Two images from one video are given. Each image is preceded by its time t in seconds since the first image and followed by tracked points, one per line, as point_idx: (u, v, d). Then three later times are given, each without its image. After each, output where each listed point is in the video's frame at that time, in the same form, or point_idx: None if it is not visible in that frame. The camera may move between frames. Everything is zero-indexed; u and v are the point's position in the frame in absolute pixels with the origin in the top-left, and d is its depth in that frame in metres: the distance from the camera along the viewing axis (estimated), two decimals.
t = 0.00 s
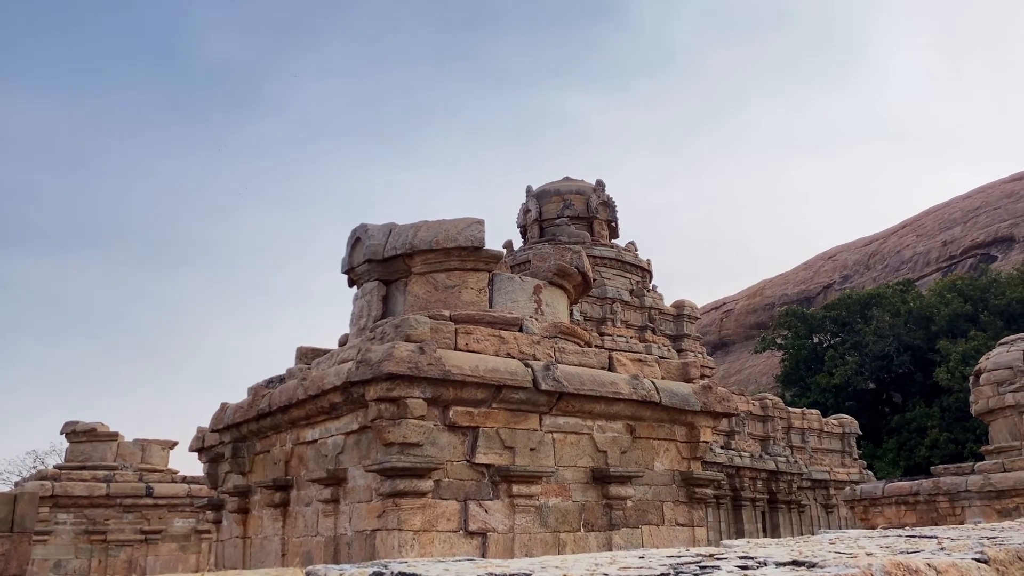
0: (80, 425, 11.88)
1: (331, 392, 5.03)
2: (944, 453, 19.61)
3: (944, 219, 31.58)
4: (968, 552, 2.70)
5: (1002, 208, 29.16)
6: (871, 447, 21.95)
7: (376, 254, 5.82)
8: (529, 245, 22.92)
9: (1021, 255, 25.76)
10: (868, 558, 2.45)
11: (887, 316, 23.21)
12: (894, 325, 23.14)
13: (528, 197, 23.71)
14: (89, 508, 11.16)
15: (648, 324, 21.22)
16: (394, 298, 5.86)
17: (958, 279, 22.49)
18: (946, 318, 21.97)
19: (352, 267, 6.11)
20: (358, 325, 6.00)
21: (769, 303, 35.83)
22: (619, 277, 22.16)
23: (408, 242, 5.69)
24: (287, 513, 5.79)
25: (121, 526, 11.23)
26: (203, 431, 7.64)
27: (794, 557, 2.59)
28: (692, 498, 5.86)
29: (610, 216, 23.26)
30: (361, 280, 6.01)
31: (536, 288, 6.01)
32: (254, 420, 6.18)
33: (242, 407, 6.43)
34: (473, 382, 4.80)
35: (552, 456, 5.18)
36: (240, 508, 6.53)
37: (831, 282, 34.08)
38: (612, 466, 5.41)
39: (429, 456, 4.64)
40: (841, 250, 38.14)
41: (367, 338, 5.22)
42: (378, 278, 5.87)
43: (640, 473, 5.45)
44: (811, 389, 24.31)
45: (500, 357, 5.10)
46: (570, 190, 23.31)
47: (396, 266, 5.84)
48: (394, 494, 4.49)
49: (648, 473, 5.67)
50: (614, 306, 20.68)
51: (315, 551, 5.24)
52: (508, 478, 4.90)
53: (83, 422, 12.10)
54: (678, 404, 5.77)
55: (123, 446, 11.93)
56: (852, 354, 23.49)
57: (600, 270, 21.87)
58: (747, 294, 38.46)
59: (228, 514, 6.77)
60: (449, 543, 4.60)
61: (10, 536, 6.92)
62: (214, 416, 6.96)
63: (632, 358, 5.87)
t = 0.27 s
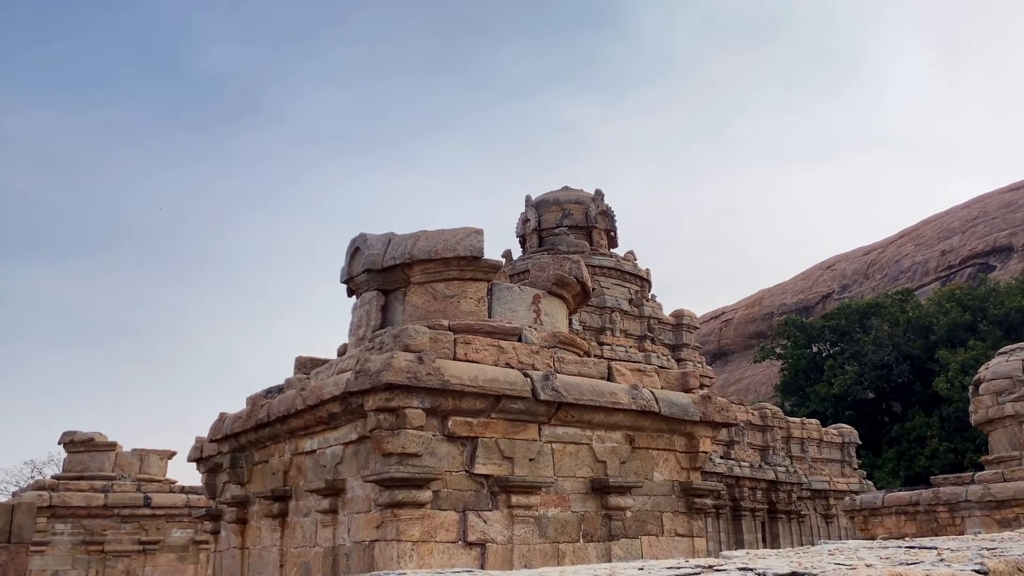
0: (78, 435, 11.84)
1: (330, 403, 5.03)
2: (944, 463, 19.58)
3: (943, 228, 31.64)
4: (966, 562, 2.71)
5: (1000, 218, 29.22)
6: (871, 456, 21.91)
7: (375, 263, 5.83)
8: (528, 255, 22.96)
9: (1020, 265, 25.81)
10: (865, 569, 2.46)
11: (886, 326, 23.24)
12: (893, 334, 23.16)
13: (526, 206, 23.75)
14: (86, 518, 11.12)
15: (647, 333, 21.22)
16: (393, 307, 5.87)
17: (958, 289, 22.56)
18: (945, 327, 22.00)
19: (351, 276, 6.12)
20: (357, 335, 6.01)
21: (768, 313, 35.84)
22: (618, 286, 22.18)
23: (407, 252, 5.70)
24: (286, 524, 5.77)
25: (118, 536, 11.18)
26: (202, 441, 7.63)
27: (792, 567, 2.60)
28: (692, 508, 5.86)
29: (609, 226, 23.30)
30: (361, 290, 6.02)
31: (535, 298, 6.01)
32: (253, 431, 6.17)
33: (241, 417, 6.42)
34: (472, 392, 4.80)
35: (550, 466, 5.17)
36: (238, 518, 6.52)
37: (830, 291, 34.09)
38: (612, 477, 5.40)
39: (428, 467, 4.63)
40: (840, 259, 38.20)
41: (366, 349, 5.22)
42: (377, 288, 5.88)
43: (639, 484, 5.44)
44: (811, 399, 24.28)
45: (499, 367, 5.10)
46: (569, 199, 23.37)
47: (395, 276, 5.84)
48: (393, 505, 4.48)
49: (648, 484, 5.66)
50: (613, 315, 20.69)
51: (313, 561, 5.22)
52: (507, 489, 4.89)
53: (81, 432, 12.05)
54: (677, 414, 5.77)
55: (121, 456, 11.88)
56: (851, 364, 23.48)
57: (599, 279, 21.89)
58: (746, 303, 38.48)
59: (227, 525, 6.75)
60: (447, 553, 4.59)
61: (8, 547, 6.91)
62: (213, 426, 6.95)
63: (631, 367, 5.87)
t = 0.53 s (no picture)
0: (76, 445, 11.80)
1: (328, 413, 5.02)
2: (944, 473, 19.55)
3: (941, 238, 31.71)
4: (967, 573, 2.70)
5: (999, 228, 29.26)
6: (870, 466, 21.87)
7: (374, 273, 5.83)
8: (527, 264, 22.96)
9: (1019, 274, 25.85)
10: None
11: (886, 335, 23.25)
12: (893, 344, 23.16)
13: (525, 216, 23.78)
14: (84, 528, 11.08)
15: (646, 342, 21.20)
16: (393, 317, 5.86)
17: (957, 298, 22.58)
18: (944, 336, 22.01)
19: (351, 286, 6.12)
20: (356, 345, 6.00)
21: (767, 322, 35.84)
22: (617, 295, 22.17)
23: (406, 261, 5.70)
24: (284, 534, 5.75)
25: (116, 547, 11.14)
26: (200, 451, 7.61)
27: None
28: (692, 518, 5.84)
29: (608, 235, 23.32)
30: (360, 300, 6.02)
31: (534, 308, 6.01)
32: (251, 440, 6.16)
33: (240, 427, 6.41)
34: (471, 402, 4.79)
35: (550, 477, 5.16)
36: (237, 528, 6.50)
37: (830, 301, 34.11)
38: (611, 487, 5.39)
39: (427, 477, 4.62)
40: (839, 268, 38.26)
41: (365, 358, 5.22)
42: (376, 298, 5.87)
43: (638, 494, 5.43)
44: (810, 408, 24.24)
45: (498, 377, 5.09)
46: (568, 209, 23.40)
47: (394, 286, 5.84)
48: (392, 515, 4.47)
49: (647, 494, 5.64)
50: (612, 324, 20.67)
51: (311, 572, 5.20)
52: (506, 499, 4.87)
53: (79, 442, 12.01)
54: (677, 424, 5.76)
55: (119, 466, 11.84)
56: (851, 373, 23.46)
57: (598, 288, 21.89)
58: (745, 312, 38.50)
59: (225, 535, 6.73)
60: (446, 564, 4.57)
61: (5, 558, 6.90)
62: (211, 436, 6.94)
63: (630, 377, 5.87)
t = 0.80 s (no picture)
0: (75, 455, 11.78)
1: (327, 423, 5.01)
2: (944, 482, 19.51)
3: (940, 247, 31.76)
4: None
5: (997, 237, 29.29)
6: (870, 475, 21.82)
7: (373, 283, 5.83)
8: (526, 273, 22.99)
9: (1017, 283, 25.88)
10: None
11: (885, 345, 23.26)
12: (892, 353, 23.16)
13: (524, 225, 23.81)
14: (82, 539, 11.04)
15: (645, 351, 21.19)
16: (392, 327, 5.86)
17: (956, 307, 22.60)
18: (944, 345, 22.01)
19: (349, 296, 6.12)
20: (355, 354, 6.00)
21: (766, 331, 35.86)
22: (616, 304, 22.18)
23: (405, 271, 5.70)
24: (283, 544, 5.73)
25: (114, 557, 11.11)
26: (199, 461, 7.59)
27: None
28: (691, 528, 5.83)
29: (607, 244, 23.35)
30: (359, 309, 6.02)
31: (534, 317, 6.01)
32: (250, 450, 6.14)
33: (238, 437, 6.39)
34: (470, 412, 4.79)
35: (549, 487, 5.15)
36: (235, 539, 6.48)
37: (829, 309, 34.13)
38: (611, 497, 5.38)
39: (426, 487, 4.61)
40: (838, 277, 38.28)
41: (364, 368, 5.21)
42: (375, 307, 5.88)
43: (638, 504, 5.42)
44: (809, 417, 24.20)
45: (497, 386, 5.09)
46: (567, 218, 23.44)
47: (393, 295, 5.84)
48: (391, 525, 4.46)
49: (646, 504, 5.63)
50: (611, 333, 20.67)
51: None
52: (505, 509, 4.86)
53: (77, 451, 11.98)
54: (676, 433, 5.76)
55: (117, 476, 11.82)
56: (850, 382, 23.43)
57: (597, 298, 21.89)
58: (744, 322, 38.51)
59: (223, 545, 6.71)
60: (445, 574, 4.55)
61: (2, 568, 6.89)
62: (210, 445, 6.93)
63: (629, 387, 5.86)
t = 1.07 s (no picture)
0: (73, 465, 11.75)
1: (326, 432, 5.01)
2: (944, 491, 19.47)
3: (939, 256, 31.81)
4: None
5: (996, 246, 29.33)
6: (870, 485, 21.78)
7: (372, 292, 5.83)
8: (525, 282, 23.01)
9: (1016, 293, 25.91)
10: None
11: (884, 354, 23.27)
12: (891, 362, 23.16)
13: (523, 234, 23.86)
14: (79, 549, 10.99)
15: (644, 361, 21.17)
16: (391, 336, 5.86)
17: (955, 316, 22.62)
18: (943, 355, 22.02)
19: (348, 305, 6.12)
20: (354, 363, 5.99)
21: (765, 340, 35.86)
22: (616, 313, 22.17)
23: (405, 280, 5.71)
24: (281, 554, 5.71)
25: (112, 567, 11.06)
26: (197, 470, 7.57)
27: None
28: (690, 538, 5.82)
29: (606, 253, 23.39)
30: (358, 318, 6.02)
31: (533, 326, 6.01)
32: (248, 460, 6.13)
33: (237, 446, 6.38)
34: (469, 422, 4.78)
35: (548, 497, 5.14)
36: (233, 549, 6.46)
37: (828, 318, 34.15)
38: (610, 507, 5.37)
39: (425, 497, 4.60)
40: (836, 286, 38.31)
41: (363, 378, 5.20)
42: (374, 317, 5.88)
43: (637, 514, 5.41)
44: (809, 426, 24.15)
45: (496, 396, 5.08)
46: (566, 227, 23.48)
47: (392, 305, 5.84)
48: (389, 536, 4.44)
49: (646, 514, 5.62)
50: (611, 342, 20.65)
51: None
52: (504, 519, 4.85)
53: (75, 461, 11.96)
54: (676, 443, 5.75)
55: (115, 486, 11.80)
56: (849, 391, 23.41)
57: (597, 307, 21.89)
58: (743, 331, 38.53)
59: (221, 556, 6.69)
60: None
61: None
62: (208, 455, 6.91)
63: (629, 396, 5.86)
